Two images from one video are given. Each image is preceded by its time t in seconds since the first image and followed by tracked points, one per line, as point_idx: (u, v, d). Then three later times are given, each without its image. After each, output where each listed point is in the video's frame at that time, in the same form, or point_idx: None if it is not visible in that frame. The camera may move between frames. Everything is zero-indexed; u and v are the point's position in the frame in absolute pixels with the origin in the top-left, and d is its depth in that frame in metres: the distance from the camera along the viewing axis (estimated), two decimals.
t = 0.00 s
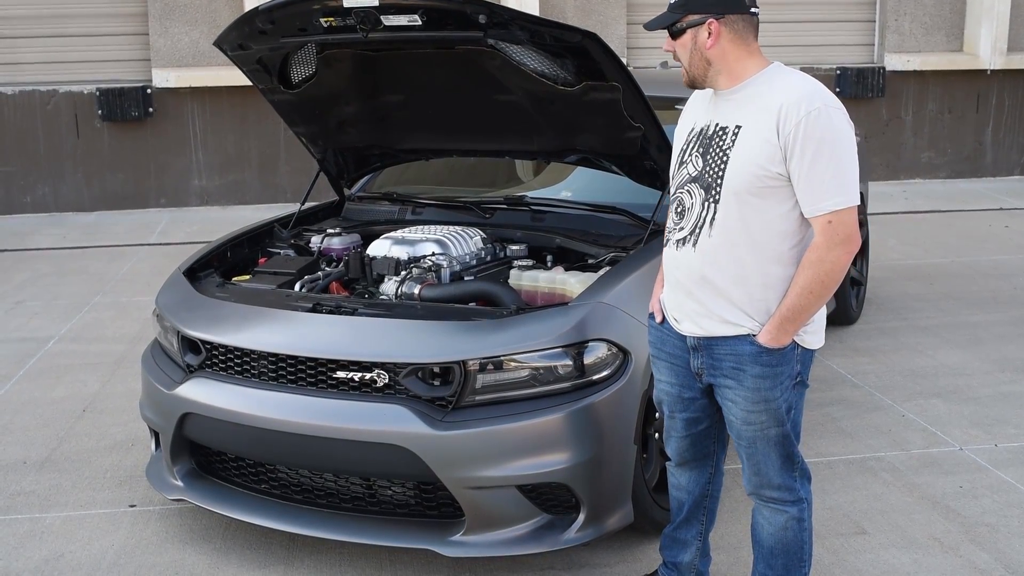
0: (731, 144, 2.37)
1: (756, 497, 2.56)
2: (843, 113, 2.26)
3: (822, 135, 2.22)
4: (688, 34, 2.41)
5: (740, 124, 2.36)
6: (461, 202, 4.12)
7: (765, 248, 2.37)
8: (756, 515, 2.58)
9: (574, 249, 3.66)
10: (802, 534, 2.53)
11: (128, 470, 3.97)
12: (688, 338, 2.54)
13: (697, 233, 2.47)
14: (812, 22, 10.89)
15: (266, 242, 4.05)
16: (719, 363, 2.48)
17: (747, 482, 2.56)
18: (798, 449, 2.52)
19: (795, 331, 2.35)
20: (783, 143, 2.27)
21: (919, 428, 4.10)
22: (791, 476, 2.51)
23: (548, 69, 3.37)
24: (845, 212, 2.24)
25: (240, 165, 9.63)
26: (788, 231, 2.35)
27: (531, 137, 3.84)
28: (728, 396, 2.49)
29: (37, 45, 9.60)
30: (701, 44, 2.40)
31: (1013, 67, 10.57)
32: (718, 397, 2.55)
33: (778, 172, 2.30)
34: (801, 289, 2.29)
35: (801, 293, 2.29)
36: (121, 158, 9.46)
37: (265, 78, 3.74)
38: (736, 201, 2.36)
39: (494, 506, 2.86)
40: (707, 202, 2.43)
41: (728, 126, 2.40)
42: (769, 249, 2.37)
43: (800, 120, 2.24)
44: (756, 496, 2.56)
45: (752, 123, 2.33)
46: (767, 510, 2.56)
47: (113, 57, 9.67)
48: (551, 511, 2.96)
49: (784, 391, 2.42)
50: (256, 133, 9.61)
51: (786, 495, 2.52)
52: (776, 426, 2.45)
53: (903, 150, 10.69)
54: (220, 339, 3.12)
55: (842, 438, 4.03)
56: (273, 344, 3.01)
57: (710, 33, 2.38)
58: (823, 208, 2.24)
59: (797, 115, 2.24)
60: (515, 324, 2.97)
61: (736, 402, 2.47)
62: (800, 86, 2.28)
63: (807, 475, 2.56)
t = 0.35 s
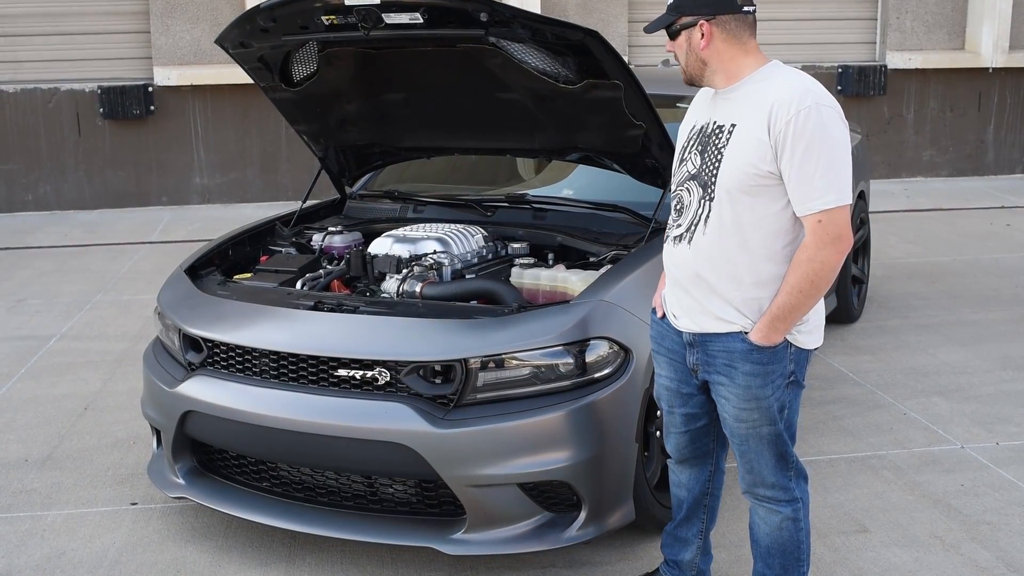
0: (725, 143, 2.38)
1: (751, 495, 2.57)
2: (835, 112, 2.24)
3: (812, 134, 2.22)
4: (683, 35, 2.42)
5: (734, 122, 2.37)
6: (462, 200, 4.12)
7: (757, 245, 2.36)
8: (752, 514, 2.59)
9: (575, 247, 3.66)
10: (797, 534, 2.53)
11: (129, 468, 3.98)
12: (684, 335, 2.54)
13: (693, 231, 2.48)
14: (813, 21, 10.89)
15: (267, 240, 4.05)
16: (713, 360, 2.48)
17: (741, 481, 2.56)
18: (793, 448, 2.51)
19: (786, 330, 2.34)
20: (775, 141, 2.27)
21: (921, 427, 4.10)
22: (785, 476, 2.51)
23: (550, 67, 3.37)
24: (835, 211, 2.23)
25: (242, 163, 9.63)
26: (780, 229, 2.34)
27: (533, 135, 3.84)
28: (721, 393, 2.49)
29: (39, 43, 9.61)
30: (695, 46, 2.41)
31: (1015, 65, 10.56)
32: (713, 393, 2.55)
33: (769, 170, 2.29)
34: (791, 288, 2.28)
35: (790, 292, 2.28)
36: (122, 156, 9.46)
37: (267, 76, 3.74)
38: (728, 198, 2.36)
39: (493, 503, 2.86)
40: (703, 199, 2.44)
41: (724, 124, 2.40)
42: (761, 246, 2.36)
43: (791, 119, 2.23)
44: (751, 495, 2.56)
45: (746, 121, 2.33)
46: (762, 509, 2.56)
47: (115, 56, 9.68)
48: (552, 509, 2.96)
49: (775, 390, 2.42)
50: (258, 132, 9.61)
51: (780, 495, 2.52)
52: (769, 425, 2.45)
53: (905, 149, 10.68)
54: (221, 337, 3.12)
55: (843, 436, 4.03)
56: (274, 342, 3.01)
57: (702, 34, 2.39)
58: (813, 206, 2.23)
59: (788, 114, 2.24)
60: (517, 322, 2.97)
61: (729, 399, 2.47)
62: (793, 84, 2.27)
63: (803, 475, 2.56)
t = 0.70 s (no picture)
0: (721, 141, 2.38)
1: (747, 495, 2.56)
2: (831, 110, 2.24)
3: (808, 131, 2.22)
4: (679, 37, 2.42)
5: (730, 121, 2.37)
6: (462, 199, 4.12)
7: (753, 242, 2.36)
8: (748, 514, 2.58)
9: (575, 246, 3.66)
10: (792, 535, 2.53)
11: (129, 468, 3.97)
12: (682, 333, 2.54)
13: (689, 229, 2.48)
14: (814, 20, 10.88)
15: (267, 239, 4.05)
16: (711, 357, 2.48)
17: (737, 480, 2.56)
18: (789, 449, 2.51)
19: (784, 326, 2.34)
20: (770, 139, 2.27)
21: (921, 426, 4.10)
22: (781, 476, 2.51)
23: (550, 67, 3.37)
24: (831, 209, 2.22)
25: (242, 162, 9.63)
26: (777, 226, 2.35)
27: (533, 134, 3.85)
28: (719, 390, 2.49)
29: (39, 42, 9.61)
30: (690, 47, 2.41)
31: (1016, 65, 10.56)
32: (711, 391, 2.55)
33: (765, 168, 2.29)
34: (787, 285, 2.28)
35: (787, 288, 2.28)
36: (123, 155, 9.46)
37: (267, 76, 3.74)
38: (725, 195, 2.36)
39: (492, 501, 2.86)
40: (700, 197, 2.44)
41: (720, 123, 2.40)
42: (757, 243, 2.36)
43: (786, 116, 2.23)
44: (747, 494, 2.56)
45: (741, 119, 2.33)
46: (756, 509, 2.56)
47: (115, 55, 9.68)
48: (553, 509, 2.96)
49: (772, 388, 2.42)
50: (258, 131, 9.60)
51: (776, 495, 2.52)
52: (766, 424, 2.44)
53: (905, 148, 10.68)
54: (221, 336, 3.13)
55: (844, 435, 4.03)
56: (274, 342, 3.01)
57: (697, 35, 2.39)
58: (809, 203, 2.23)
59: (784, 112, 2.23)
60: (516, 321, 2.97)
61: (726, 396, 2.47)
62: (788, 82, 2.27)
63: (799, 476, 2.55)
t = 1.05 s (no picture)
0: (723, 140, 2.37)
1: (752, 494, 2.56)
2: (834, 108, 2.25)
3: (811, 130, 2.22)
4: (682, 33, 2.40)
5: (731, 120, 2.37)
6: (463, 199, 4.12)
7: (756, 241, 2.36)
8: (752, 512, 2.58)
9: (575, 246, 3.67)
10: (797, 531, 2.54)
11: (130, 468, 3.97)
12: (684, 334, 2.53)
13: (690, 229, 2.48)
14: (814, 20, 10.88)
15: (267, 239, 4.06)
16: (714, 358, 2.47)
17: (741, 479, 2.56)
18: (793, 447, 2.51)
19: (789, 325, 2.34)
20: (774, 137, 2.27)
21: (922, 426, 4.10)
22: (785, 473, 2.51)
23: (551, 66, 3.37)
24: (835, 206, 2.23)
25: (242, 162, 9.64)
26: (780, 225, 2.35)
27: (533, 134, 3.85)
28: (724, 391, 2.48)
29: (39, 42, 9.61)
30: (694, 43, 2.39)
31: (1016, 64, 10.56)
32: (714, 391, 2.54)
33: (769, 167, 2.30)
34: (792, 283, 2.29)
35: (792, 286, 2.29)
36: (123, 155, 9.47)
37: (267, 76, 3.74)
38: (728, 194, 2.36)
39: (493, 502, 2.86)
40: (701, 197, 2.43)
41: (720, 122, 2.40)
42: (761, 242, 2.36)
43: (789, 115, 2.24)
44: (752, 493, 2.56)
45: (743, 118, 2.33)
46: (761, 507, 2.56)
47: (115, 55, 9.68)
48: (553, 509, 2.96)
49: (778, 387, 2.42)
50: (258, 130, 9.61)
51: (780, 492, 2.52)
52: (772, 422, 2.44)
53: (906, 148, 10.68)
54: (222, 336, 3.13)
55: (845, 435, 4.03)
56: (275, 342, 3.01)
57: (703, 32, 2.37)
58: (813, 201, 2.23)
59: (787, 111, 2.24)
60: (516, 321, 2.97)
61: (732, 396, 2.46)
62: (790, 81, 2.28)
63: (803, 473, 2.56)
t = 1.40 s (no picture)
0: (739, 139, 2.37)
1: (762, 492, 2.55)
2: (847, 106, 2.31)
3: (834, 126, 2.27)
4: (733, 21, 2.33)
5: (746, 120, 2.37)
6: (463, 200, 4.12)
7: (778, 239, 2.37)
8: (760, 509, 2.57)
9: (575, 246, 3.67)
10: (805, 527, 2.53)
11: (129, 468, 3.97)
12: (696, 339, 2.50)
13: (705, 232, 2.43)
14: (814, 20, 10.89)
15: (267, 240, 4.06)
16: (732, 361, 2.46)
17: (753, 478, 2.55)
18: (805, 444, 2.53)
19: (812, 320, 2.36)
20: (796, 134, 2.29)
21: (921, 426, 4.10)
22: (797, 470, 2.51)
23: (550, 67, 3.37)
24: (856, 200, 2.29)
25: (243, 162, 9.63)
26: (799, 222, 2.37)
27: (534, 134, 3.85)
28: (743, 392, 2.48)
29: (39, 42, 9.61)
30: (743, 32, 2.35)
31: (1016, 65, 10.56)
32: (729, 394, 2.54)
33: (791, 164, 2.32)
34: (818, 277, 2.31)
35: (818, 281, 2.31)
36: (124, 155, 9.47)
37: (267, 76, 3.74)
38: (749, 193, 2.35)
39: (495, 503, 2.86)
40: (715, 198, 2.40)
41: (731, 123, 2.39)
42: (781, 240, 2.37)
43: (812, 111, 2.27)
44: (762, 491, 2.55)
45: (761, 117, 2.34)
46: (770, 504, 2.55)
47: (116, 55, 9.68)
48: (554, 509, 2.96)
49: (799, 384, 2.44)
50: (258, 130, 9.61)
51: (792, 489, 2.52)
52: (792, 421, 2.45)
53: (906, 148, 10.68)
54: (221, 337, 3.13)
55: (845, 436, 4.03)
56: (274, 342, 3.01)
57: (749, 22, 2.36)
58: (839, 196, 2.28)
59: (809, 108, 2.28)
60: (516, 322, 2.98)
61: (752, 397, 2.46)
62: (805, 81, 2.32)
63: (810, 469, 2.58)
